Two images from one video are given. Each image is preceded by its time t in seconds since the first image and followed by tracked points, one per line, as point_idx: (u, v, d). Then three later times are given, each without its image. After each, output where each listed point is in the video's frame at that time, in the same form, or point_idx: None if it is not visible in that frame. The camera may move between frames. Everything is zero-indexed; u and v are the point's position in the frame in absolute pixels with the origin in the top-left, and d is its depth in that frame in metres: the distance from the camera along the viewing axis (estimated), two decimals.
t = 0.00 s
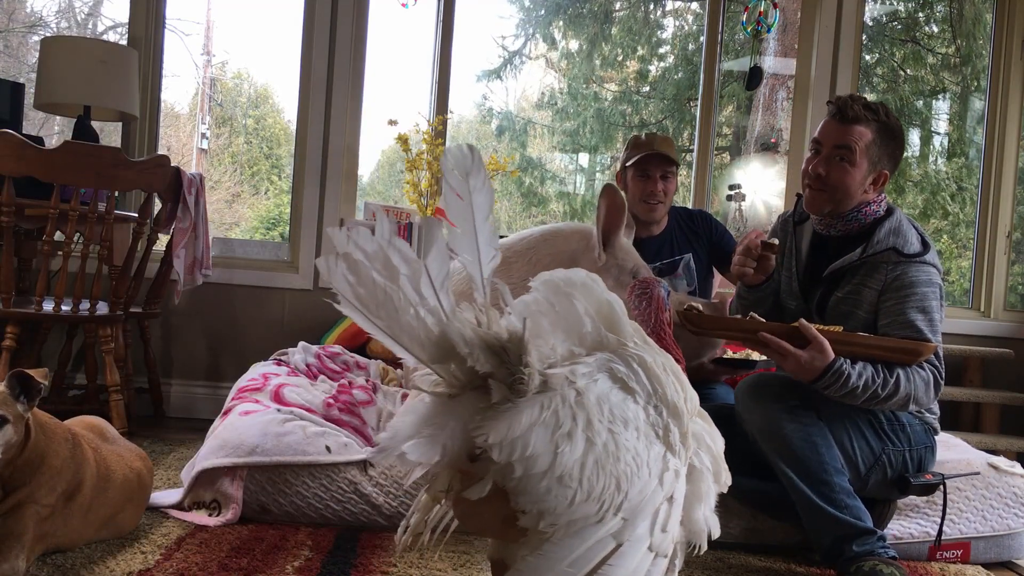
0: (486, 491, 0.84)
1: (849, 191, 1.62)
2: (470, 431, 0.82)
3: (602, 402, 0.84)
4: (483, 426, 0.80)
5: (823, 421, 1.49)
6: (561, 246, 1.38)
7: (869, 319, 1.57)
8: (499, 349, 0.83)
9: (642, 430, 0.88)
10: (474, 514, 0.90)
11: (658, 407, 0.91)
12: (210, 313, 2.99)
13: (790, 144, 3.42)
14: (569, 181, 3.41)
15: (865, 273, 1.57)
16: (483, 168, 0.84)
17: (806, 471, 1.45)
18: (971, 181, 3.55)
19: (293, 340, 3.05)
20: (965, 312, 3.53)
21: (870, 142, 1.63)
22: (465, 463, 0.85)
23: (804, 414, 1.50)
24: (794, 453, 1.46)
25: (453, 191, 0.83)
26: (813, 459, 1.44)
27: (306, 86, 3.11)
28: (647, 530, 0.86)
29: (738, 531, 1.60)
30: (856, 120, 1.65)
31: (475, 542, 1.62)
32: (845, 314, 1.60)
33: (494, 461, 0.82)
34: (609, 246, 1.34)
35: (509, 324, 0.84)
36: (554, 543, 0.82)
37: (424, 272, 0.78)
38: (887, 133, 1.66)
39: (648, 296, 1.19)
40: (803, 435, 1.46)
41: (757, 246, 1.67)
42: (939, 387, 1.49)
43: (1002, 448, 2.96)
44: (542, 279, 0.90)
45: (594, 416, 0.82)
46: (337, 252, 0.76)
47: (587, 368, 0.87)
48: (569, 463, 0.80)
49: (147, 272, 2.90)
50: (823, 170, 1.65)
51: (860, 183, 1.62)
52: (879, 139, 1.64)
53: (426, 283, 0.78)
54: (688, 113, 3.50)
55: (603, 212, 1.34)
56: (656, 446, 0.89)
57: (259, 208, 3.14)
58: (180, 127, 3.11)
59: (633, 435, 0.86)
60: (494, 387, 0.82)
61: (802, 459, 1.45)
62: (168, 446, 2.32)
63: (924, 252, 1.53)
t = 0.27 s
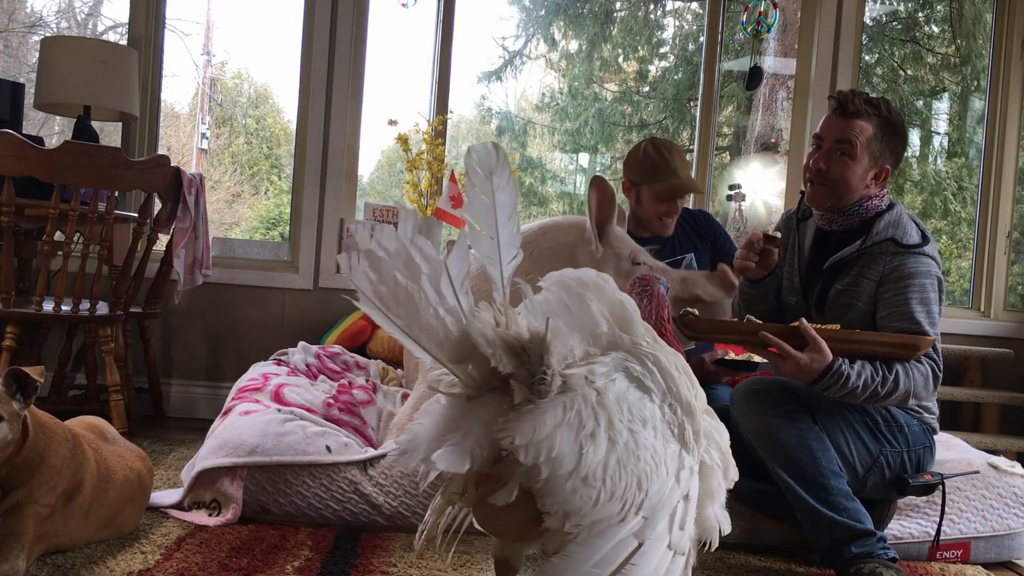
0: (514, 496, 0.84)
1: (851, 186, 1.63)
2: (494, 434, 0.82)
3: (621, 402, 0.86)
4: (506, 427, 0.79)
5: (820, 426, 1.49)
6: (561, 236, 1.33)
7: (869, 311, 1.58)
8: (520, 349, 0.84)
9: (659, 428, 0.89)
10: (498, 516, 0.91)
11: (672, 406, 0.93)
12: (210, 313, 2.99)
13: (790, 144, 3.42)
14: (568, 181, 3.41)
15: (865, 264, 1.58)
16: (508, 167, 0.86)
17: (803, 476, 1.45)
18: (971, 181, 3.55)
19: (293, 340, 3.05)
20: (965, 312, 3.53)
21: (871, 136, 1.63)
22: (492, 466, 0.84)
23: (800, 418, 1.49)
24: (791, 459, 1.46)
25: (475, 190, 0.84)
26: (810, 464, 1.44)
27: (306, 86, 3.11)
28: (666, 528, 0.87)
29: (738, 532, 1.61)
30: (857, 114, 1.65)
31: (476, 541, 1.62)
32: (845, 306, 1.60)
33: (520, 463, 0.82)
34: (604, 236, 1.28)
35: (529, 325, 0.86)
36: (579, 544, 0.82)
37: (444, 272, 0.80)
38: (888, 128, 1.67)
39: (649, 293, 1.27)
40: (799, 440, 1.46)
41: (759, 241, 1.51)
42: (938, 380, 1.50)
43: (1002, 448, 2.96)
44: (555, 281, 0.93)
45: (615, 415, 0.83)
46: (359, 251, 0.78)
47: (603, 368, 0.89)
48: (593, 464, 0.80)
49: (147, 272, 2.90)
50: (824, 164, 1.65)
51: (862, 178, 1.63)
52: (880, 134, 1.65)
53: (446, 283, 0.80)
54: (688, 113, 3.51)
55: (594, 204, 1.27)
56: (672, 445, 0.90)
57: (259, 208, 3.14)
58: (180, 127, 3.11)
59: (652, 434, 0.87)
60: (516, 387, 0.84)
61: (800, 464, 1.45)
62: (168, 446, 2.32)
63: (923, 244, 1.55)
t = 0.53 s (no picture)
0: (530, 502, 0.83)
1: (852, 185, 1.63)
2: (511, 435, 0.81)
3: (631, 403, 0.86)
4: (522, 430, 0.78)
5: (828, 424, 1.49)
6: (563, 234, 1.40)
7: (875, 302, 1.56)
8: (532, 351, 0.85)
9: (666, 430, 0.89)
10: (508, 520, 0.89)
11: (676, 407, 0.93)
12: (210, 313, 2.99)
13: (789, 144, 3.42)
14: (568, 181, 3.41)
15: (866, 256, 1.57)
16: (523, 169, 0.88)
17: (808, 473, 1.45)
18: (971, 181, 3.55)
19: (293, 340, 3.05)
20: (965, 312, 3.53)
21: (871, 136, 1.64)
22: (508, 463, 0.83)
23: (808, 416, 1.49)
24: (799, 457, 1.46)
25: (491, 192, 0.86)
26: (816, 462, 1.44)
27: (306, 85, 3.11)
28: (673, 529, 0.88)
29: (739, 532, 1.61)
30: (857, 115, 1.65)
31: (476, 541, 1.62)
32: (850, 301, 1.59)
33: (537, 465, 0.82)
34: (607, 233, 1.38)
35: (541, 328, 0.88)
36: (594, 545, 0.82)
37: (455, 273, 0.81)
38: (892, 130, 1.67)
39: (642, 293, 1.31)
40: (807, 438, 1.46)
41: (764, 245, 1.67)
42: (950, 368, 1.50)
43: (1002, 448, 2.96)
44: (558, 283, 0.93)
45: (626, 417, 0.84)
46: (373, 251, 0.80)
47: (611, 369, 0.89)
48: (608, 466, 0.79)
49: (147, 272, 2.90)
50: (824, 166, 1.65)
51: (864, 177, 1.63)
52: (881, 133, 1.65)
53: (457, 284, 0.82)
54: (689, 113, 3.51)
55: (597, 200, 1.38)
56: (678, 446, 0.91)
57: (259, 208, 3.14)
58: (180, 127, 3.11)
59: (660, 434, 0.87)
60: (529, 388, 0.84)
61: (807, 461, 1.45)
62: (168, 446, 2.32)
63: (922, 233, 1.54)
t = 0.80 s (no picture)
0: (544, 507, 0.82)
1: (854, 189, 1.63)
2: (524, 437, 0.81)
3: (639, 405, 0.86)
4: (537, 433, 0.77)
5: (832, 422, 1.49)
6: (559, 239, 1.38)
7: (879, 305, 1.57)
8: (542, 352, 0.87)
9: (671, 431, 0.90)
10: (516, 522, 0.89)
11: (678, 407, 0.95)
12: (210, 313, 2.99)
13: (790, 144, 3.42)
14: (568, 180, 3.41)
15: (870, 259, 1.57)
16: (535, 170, 0.86)
17: (811, 471, 1.45)
18: (971, 181, 3.55)
19: (293, 340, 3.05)
20: (965, 312, 3.53)
21: (873, 140, 1.64)
22: (522, 463, 0.82)
23: (813, 413, 1.49)
24: (802, 454, 1.46)
25: (502, 193, 0.85)
26: (819, 459, 1.44)
27: (306, 85, 3.11)
28: (676, 529, 0.88)
29: (739, 532, 1.61)
30: (859, 119, 1.65)
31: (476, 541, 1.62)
32: (854, 304, 1.59)
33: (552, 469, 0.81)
34: (599, 239, 1.36)
35: (549, 330, 0.89)
36: (604, 547, 0.82)
37: (464, 275, 0.80)
38: (892, 133, 1.67)
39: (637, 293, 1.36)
40: (811, 435, 1.46)
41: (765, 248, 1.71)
42: (955, 369, 1.50)
43: (1002, 448, 2.96)
44: (558, 284, 0.92)
45: (636, 418, 0.84)
46: (381, 252, 0.79)
47: (617, 370, 0.89)
48: (620, 468, 0.80)
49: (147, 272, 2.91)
50: (827, 171, 1.65)
51: (866, 181, 1.63)
52: (882, 136, 1.65)
53: (465, 286, 0.81)
54: (689, 113, 3.50)
55: (590, 208, 1.34)
56: (680, 446, 0.92)
57: (259, 208, 3.14)
58: (180, 127, 3.11)
59: (666, 435, 0.88)
60: (539, 390, 0.85)
61: (810, 459, 1.45)
62: (168, 446, 2.32)
63: (926, 236, 1.55)
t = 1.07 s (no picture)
0: (557, 509, 0.84)
1: (853, 189, 1.63)
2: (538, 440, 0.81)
3: (648, 405, 0.87)
4: (552, 436, 0.78)
5: (827, 423, 1.49)
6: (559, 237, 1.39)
7: (879, 309, 1.57)
8: (553, 353, 0.88)
9: (678, 430, 0.91)
10: (524, 525, 0.89)
11: (684, 407, 0.95)
12: (210, 313, 2.99)
13: (790, 144, 3.42)
14: (568, 180, 3.41)
15: (872, 262, 1.57)
16: (549, 172, 0.85)
17: (808, 471, 1.45)
18: (971, 181, 3.55)
19: (294, 340, 3.06)
20: (965, 311, 3.54)
21: (872, 140, 1.64)
22: (535, 466, 0.83)
23: (808, 414, 1.49)
24: (797, 453, 1.46)
25: (515, 195, 0.85)
26: (816, 459, 1.45)
27: (306, 85, 3.11)
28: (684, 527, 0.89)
29: (739, 532, 1.61)
30: (858, 119, 1.65)
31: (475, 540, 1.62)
32: (854, 306, 1.59)
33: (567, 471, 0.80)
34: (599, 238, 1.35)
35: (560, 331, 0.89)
36: (616, 548, 0.82)
37: (475, 277, 0.82)
38: (890, 132, 1.67)
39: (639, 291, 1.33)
40: (809, 435, 1.46)
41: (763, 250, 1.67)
42: (954, 373, 1.50)
43: (1002, 448, 2.96)
44: (567, 286, 0.92)
45: (645, 419, 0.84)
46: (395, 255, 0.80)
47: (627, 370, 0.89)
48: (631, 469, 0.80)
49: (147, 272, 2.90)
50: (825, 171, 1.65)
51: (865, 181, 1.63)
52: (881, 136, 1.65)
53: (476, 288, 0.82)
54: (689, 113, 3.50)
55: (592, 206, 1.34)
56: (687, 445, 0.92)
57: (259, 208, 3.14)
58: (180, 127, 3.11)
59: (673, 435, 0.88)
60: (549, 392, 0.86)
61: (805, 458, 1.45)
62: (168, 446, 2.31)
63: (927, 240, 1.55)
